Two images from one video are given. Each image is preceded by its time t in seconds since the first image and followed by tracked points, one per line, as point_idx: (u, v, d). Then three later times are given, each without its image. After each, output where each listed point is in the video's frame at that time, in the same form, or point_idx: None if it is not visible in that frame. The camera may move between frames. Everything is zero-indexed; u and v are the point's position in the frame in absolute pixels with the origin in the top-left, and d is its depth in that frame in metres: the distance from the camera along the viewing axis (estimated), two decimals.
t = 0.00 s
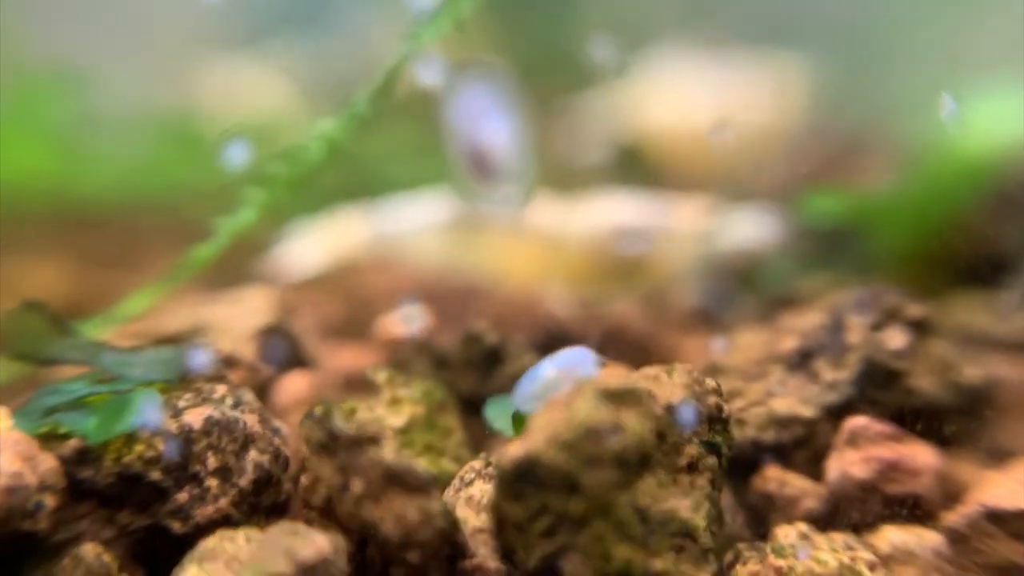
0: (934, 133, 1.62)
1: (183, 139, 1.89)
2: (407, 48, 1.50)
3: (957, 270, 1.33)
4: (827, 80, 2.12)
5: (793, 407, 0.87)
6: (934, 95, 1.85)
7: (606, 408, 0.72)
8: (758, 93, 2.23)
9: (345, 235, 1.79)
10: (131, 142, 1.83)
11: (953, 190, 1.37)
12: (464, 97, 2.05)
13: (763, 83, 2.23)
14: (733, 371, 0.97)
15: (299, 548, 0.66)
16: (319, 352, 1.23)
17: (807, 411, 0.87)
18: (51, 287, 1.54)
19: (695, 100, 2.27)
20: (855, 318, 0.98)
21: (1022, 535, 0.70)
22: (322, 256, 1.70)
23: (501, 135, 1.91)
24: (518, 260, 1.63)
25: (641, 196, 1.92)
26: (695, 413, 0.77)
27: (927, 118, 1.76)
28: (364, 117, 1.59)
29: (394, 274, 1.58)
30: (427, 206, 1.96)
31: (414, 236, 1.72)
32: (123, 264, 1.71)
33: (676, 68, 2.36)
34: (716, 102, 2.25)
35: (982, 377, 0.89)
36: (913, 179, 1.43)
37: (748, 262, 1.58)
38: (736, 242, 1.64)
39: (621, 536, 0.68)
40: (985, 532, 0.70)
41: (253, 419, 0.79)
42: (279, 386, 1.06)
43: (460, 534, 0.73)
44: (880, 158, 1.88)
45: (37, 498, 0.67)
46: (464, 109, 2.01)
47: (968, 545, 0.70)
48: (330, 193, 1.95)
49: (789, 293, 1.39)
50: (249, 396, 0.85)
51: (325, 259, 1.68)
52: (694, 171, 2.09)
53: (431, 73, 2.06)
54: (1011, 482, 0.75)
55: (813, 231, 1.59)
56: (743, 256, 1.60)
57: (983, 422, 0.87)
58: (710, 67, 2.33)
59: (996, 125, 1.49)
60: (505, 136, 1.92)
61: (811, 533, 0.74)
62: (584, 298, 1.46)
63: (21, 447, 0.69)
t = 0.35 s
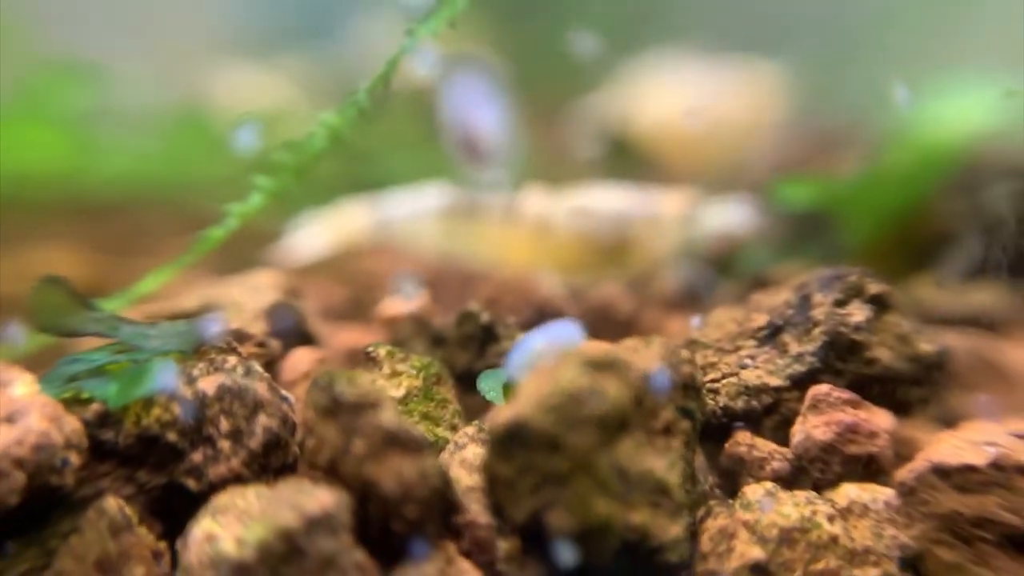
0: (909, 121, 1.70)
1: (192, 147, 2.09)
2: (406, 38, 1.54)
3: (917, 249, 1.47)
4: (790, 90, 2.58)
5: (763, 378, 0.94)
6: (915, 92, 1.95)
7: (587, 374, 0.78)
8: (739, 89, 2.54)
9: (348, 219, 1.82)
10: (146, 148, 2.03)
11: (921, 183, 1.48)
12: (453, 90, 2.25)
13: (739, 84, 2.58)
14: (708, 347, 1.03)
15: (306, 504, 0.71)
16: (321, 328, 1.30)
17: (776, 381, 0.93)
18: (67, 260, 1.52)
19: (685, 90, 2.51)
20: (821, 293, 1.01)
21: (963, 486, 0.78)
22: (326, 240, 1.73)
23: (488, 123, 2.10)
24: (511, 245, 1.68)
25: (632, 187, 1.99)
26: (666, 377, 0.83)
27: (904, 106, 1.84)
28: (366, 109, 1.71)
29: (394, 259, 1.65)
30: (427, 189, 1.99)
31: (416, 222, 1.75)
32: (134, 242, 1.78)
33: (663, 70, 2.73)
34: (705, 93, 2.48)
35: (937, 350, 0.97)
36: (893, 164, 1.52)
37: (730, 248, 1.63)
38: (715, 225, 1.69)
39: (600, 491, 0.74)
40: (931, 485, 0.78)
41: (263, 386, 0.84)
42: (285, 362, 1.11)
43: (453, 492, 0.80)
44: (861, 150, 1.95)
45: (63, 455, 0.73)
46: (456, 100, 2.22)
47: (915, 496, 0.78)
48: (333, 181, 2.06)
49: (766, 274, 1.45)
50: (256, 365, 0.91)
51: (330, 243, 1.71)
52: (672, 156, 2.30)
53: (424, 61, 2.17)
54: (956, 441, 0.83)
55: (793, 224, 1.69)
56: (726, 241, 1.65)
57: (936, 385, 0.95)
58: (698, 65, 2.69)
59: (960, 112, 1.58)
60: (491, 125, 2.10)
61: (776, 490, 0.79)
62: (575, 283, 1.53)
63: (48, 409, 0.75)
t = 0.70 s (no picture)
0: (903, 118, 1.71)
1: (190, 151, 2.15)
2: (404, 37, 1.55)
3: (906, 247, 1.48)
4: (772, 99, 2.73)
5: (758, 372, 0.95)
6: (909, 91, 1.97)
7: (582, 367, 0.79)
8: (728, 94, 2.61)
9: (347, 216, 1.83)
10: (142, 151, 2.08)
11: (914, 183, 1.49)
12: (446, 89, 2.30)
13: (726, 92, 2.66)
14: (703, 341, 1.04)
15: (305, 495, 0.72)
16: (319, 322, 1.31)
17: (769, 374, 0.95)
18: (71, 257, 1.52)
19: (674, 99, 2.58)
20: (813, 289, 1.03)
21: (952, 477, 0.78)
22: (327, 237, 1.74)
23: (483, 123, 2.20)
24: (508, 243, 1.69)
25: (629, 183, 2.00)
26: (661, 370, 0.84)
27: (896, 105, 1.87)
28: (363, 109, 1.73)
29: (391, 258, 1.65)
30: (426, 186, 1.99)
31: (415, 220, 1.76)
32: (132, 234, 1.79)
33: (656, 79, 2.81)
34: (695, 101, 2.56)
35: (929, 344, 0.98)
36: (887, 162, 1.53)
37: (727, 245, 1.63)
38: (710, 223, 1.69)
39: (594, 482, 0.75)
40: (921, 476, 0.79)
41: (262, 379, 0.85)
42: (285, 356, 1.12)
43: (451, 483, 0.81)
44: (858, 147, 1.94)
45: (66, 446, 0.74)
46: (450, 97, 2.27)
47: (905, 488, 0.79)
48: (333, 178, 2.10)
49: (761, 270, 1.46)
50: (257, 359, 0.91)
51: (331, 241, 1.72)
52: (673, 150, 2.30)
53: (422, 59, 2.16)
54: (946, 433, 0.84)
55: (787, 220, 1.69)
56: (724, 237, 1.65)
57: (923, 378, 0.96)
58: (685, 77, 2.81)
59: (951, 113, 1.59)
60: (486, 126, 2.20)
61: (769, 482, 0.81)
62: (572, 278, 1.54)
63: (50, 401, 0.76)
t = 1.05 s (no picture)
0: (894, 116, 1.71)
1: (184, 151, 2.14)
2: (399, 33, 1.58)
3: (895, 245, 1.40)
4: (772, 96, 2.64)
5: (748, 366, 0.96)
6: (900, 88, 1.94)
7: (575, 363, 0.78)
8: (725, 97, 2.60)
9: (343, 216, 1.83)
10: (137, 149, 2.06)
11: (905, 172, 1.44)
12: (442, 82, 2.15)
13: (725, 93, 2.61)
14: (695, 336, 1.07)
15: (298, 487, 0.73)
16: (315, 318, 1.31)
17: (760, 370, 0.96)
18: (69, 251, 1.52)
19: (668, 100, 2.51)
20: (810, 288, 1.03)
21: (937, 470, 0.78)
22: (322, 236, 1.74)
23: (477, 115, 2.00)
24: (499, 244, 1.71)
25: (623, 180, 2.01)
26: (652, 366, 0.85)
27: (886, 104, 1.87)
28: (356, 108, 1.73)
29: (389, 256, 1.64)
30: (421, 185, 1.99)
31: (411, 219, 1.77)
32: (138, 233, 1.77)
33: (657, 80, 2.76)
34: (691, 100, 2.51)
35: (918, 339, 0.98)
36: (881, 161, 1.51)
37: (724, 242, 1.63)
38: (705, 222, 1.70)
39: (586, 475, 0.76)
40: (907, 468, 0.79)
41: (257, 375, 0.87)
42: (282, 351, 1.13)
43: (445, 476, 0.81)
44: (851, 145, 1.92)
45: (65, 439, 0.75)
46: (443, 90, 2.12)
47: (891, 480, 0.79)
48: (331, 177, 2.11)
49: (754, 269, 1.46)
50: (252, 357, 0.93)
51: (324, 238, 1.73)
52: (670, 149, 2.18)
53: (414, 56, 2.07)
54: (933, 425, 0.84)
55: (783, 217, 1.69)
56: (719, 234, 1.65)
57: (913, 372, 0.95)
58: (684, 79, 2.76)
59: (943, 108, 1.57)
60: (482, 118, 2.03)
61: (759, 476, 0.83)
62: (566, 276, 1.55)
63: (50, 395, 0.78)
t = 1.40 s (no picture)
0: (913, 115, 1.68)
1: (194, 146, 2.04)
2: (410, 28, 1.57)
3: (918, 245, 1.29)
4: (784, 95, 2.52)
5: (768, 371, 0.95)
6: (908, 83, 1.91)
7: (592, 367, 0.76)
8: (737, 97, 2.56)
9: (354, 217, 1.81)
10: (147, 142, 1.98)
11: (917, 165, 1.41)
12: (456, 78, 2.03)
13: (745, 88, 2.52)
14: (713, 340, 1.07)
15: (310, 494, 0.71)
16: (325, 321, 1.29)
17: (779, 374, 0.94)
18: (75, 254, 1.49)
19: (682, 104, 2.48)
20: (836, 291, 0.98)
21: (969, 480, 0.76)
22: (334, 237, 1.72)
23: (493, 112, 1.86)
24: (512, 242, 1.69)
25: (634, 179, 2.00)
26: (672, 372, 0.84)
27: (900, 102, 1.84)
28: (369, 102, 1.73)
29: (399, 258, 1.62)
30: (430, 187, 1.98)
31: (420, 219, 1.75)
32: (145, 235, 1.72)
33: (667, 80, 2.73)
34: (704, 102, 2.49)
35: (945, 342, 0.94)
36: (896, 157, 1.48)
37: (739, 243, 1.60)
38: (720, 223, 1.68)
39: (604, 483, 0.74)
40: (935, 477, 0.78)
41: (268, 379, 0.86)
42: (293, 352, 1.11)
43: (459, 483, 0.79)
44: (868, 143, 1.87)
45: (75, 444, 0.74)
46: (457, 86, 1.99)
47: (919, 488, 0.77)
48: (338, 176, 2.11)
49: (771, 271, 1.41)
50: (261, 360, 0.93)
51: (333, 238, 1.72)
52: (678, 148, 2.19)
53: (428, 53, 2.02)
54: (963, 432, 0.81)
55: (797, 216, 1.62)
56: (735, 236, 1.63)
57: (938, 378, 0.92)
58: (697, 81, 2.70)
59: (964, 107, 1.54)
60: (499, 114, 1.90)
61: (781, 484, 0.81)
62: (579, 274, 1.53)
63: (61, 398, 0.77)
